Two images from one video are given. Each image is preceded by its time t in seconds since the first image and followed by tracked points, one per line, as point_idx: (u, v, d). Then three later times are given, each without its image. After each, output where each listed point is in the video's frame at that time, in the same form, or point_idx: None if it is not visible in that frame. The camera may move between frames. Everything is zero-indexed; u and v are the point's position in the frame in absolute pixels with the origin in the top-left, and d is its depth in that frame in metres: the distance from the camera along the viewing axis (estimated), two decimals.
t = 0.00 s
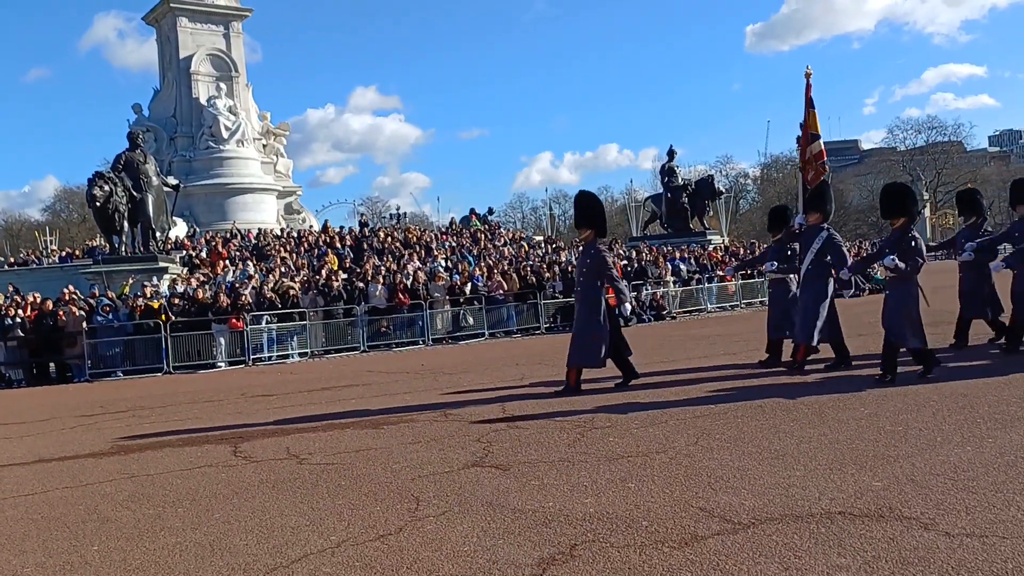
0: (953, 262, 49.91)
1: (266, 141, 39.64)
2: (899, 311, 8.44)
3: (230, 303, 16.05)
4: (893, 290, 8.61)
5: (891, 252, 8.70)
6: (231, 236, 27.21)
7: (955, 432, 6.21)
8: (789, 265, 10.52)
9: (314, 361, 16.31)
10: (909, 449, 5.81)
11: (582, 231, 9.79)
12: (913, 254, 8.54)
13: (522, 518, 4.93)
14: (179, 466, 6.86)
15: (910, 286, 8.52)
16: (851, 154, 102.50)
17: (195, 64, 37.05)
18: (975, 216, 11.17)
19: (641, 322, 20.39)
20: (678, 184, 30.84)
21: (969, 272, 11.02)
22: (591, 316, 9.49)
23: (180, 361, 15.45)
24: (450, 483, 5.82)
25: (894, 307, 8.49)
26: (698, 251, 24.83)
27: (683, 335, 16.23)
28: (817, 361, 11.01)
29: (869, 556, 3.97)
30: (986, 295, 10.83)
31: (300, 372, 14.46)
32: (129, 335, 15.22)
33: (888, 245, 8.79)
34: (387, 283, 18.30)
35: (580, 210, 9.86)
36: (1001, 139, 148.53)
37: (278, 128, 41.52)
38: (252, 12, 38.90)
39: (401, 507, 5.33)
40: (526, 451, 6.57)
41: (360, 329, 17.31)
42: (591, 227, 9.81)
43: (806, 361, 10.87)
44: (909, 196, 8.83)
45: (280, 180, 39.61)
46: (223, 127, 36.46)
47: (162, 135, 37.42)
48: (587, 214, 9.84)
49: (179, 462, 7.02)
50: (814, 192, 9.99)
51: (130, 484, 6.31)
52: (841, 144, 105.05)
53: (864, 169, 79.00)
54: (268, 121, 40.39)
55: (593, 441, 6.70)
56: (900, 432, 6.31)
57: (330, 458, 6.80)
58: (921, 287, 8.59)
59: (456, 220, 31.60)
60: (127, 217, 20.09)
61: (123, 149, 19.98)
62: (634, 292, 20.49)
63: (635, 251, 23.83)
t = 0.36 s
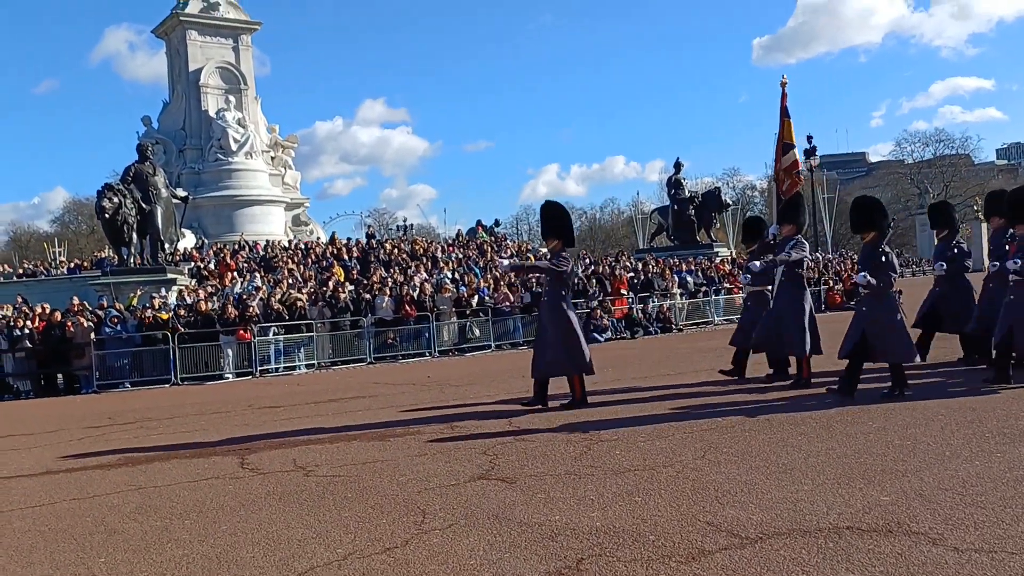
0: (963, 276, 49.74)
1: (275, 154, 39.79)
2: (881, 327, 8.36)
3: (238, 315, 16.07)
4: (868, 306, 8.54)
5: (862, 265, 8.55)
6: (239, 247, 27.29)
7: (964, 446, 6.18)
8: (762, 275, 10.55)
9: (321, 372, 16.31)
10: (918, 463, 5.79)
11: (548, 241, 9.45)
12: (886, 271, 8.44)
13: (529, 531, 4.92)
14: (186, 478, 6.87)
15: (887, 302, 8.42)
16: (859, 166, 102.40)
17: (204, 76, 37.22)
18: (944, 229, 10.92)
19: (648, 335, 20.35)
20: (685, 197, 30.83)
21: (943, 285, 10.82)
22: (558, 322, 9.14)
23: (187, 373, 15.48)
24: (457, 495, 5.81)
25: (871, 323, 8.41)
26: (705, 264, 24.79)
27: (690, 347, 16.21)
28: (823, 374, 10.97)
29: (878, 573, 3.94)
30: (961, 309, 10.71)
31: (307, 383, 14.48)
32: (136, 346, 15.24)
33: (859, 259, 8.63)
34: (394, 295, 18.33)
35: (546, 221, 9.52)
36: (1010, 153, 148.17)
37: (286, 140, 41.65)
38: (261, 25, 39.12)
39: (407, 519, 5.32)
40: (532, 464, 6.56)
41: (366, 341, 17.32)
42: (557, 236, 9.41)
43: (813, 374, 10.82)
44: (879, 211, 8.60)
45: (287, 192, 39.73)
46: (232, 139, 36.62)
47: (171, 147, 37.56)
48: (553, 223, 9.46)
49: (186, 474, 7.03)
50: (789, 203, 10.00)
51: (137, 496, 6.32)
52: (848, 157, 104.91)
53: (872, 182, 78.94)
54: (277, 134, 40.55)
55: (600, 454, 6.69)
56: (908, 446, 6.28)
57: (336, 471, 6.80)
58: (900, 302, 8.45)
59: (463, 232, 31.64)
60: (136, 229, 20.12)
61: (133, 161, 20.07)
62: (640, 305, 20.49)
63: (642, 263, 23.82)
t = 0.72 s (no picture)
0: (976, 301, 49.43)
1: (287, 181, 40.06)
2: (844, 354, 8.20)
3: (250, 341, 16.13)
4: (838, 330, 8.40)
5: (835, 290, 8.43)
6: (251, 274, 27.43)
7: (979, 475, 6.13)
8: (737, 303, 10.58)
9: (331, 399, 16.32)
10: (933, 491, 5.74)
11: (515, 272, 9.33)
12: (857, 297, 8.33)
13: (542, 560, 4.90)
14: (196, 505, 6.85)
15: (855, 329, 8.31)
16: (869, 192, 102.35)
17: (218, 105, 37.61)
18: (921, 256, 10.94)
19: (659, 361, 20.29)
20: (695, 223, 30.86)
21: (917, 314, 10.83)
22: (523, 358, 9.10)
23: (198, 400, 15.52)
24: (467, 524, 5.79)
25: (840, 349, 8.29)
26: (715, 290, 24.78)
27: (701, 373, 16.16)
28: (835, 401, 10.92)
29: None
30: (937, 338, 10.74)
31: (319, 409, 14.48)
32: (149, 373, 15.28)
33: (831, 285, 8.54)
34: (404, 321, 18.39)
35: (512, 252, 9.33)
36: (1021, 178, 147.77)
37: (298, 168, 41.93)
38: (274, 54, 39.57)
39: (418, 548, 5.30)
40: (544, 492, 6.53)
41: (377, 367, 17.34)
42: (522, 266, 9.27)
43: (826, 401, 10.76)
44: (854, 238, 8.45)
45: (299, 219, 39.93)
46: (244, 167, 36.93)
47: (184, 175, 37.83)
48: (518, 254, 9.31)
49: (197, 501, 7.03)
50: (762, 233, 10.05)
51: (148, 524, 6.32)
52: (859, 182, 104.94)
53: (883, 207, 78.80)
54: (289, 161, 40.85)
55: (612, 482, 6.66)
56: (922, 474, 6.24)
57: (346, 498, 6.79)
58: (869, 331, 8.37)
59: (473, 258, 31.69)
60: (149, 256, 20.26)
61: (147, 189, 20.26)
62: (651, 331, 20.46)
63: (653, 289, 23.82)
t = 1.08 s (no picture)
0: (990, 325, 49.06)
1: (299, 205, 40.27)
2: (813, 388, 8.14)
3: (261, 364, 16.18)
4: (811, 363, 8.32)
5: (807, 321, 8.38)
6: (263, 297, 27.55)
7: (996, 501, 6.06)
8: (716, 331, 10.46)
9: (342, 422, 16.31)
10: (949, 518, 5.68)
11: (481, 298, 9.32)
12: (830, 329, 8.28)
13: None
14: (207, 530, 6.84)
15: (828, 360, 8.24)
16: (882, 215, 102.00)
17: (232, 130, 37.94)
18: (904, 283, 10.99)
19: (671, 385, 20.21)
20: (706, 246, 30.86)
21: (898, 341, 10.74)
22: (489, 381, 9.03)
23: (210, 423, 15.53)
24: (478, 549, 5.76)
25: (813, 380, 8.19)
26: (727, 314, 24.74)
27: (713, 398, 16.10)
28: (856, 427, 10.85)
29: None
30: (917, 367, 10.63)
31: (330, 433, 14.48)
32: (161, 397, 15.33)
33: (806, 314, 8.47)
34: (415, 344, 18.42)
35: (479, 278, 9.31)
36: None
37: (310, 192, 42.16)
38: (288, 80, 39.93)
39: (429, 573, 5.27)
40: (555, 517, 6.50)
41: (388, 391, 17.33)
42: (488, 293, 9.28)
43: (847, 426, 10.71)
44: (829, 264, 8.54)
45: (312, 243, 40.09)
46: (257, 192, 37.20)
47: (199, 199, 38.07)
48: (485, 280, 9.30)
49: (208, 525, 7.02)
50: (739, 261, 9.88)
51: (159, 548, 6.31)
52: (870, 205, 104.82)
53: (895, 231, 78.60)
54: (302, 185, 41.11)
55: (623, 507, 6.62)
56: (938, 500, 6.17)
57: (357, 523, 6.77)
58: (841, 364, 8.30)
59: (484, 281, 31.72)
60: (163, 280, 20.35)
61: (161, 214, 20.43)
62: (663, 355, 20.40)
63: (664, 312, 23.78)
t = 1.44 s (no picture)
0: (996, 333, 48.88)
1: (303, 215, 40.34)
2: (790, 401, 7.95)
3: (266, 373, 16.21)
4: (777, 373, 8.18)
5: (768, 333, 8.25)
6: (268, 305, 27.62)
7: (1002, 509, 6.05)
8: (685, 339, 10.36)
9: (347, 431, 16.30)
10: (955, 526, 5.66)
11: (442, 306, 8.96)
12: (791, 337, 8.10)
13: None
14: (212, 539, 6.84)
15: (792, 369, 8.10)
16: (885, 223, 101.86)
17: (236, 140, 38.05)
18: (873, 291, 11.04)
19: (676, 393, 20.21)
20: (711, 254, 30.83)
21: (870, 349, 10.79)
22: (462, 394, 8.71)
23: (214, 433, 15.52)
24: (483, 558, 5.76)
25: (781, 391, 8.05)
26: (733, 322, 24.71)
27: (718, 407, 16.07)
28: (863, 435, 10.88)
29: None
30: (888, 372, 10.57)
31: (335, 442, 14.47)
32: (165, 406, 15.34)
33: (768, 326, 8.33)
34: (420, 353, 18.44)
35: (441, 285, 8.97)
36: None
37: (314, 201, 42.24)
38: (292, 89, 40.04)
39: None
40: (561, 526, 6.50)
41: (392, 400, 17.32)
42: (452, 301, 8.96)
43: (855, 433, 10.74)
44: (789, 273, 8.40)
45: (316, 252, 40.14)
46: (262, 201, 37.29)
47: (203, 208, 38.20)
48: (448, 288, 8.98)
49: (212, 535, 7.01)
50: (707, 267, 9.77)
51: (164, 557, 6.31)
52: (875, 213, 104.68)
53: (899, 238, 78.53)
54: (306, 195, 41.18)
55: (629, 516, 6.61)
56: (944, 509, 6.16)
57: (362, 532, 6.77)
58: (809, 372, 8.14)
59: (489, 290, 31.74)
60: (167, 289, 20.40)
61: (166, 224, 20.51)
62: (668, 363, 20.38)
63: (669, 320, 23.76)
